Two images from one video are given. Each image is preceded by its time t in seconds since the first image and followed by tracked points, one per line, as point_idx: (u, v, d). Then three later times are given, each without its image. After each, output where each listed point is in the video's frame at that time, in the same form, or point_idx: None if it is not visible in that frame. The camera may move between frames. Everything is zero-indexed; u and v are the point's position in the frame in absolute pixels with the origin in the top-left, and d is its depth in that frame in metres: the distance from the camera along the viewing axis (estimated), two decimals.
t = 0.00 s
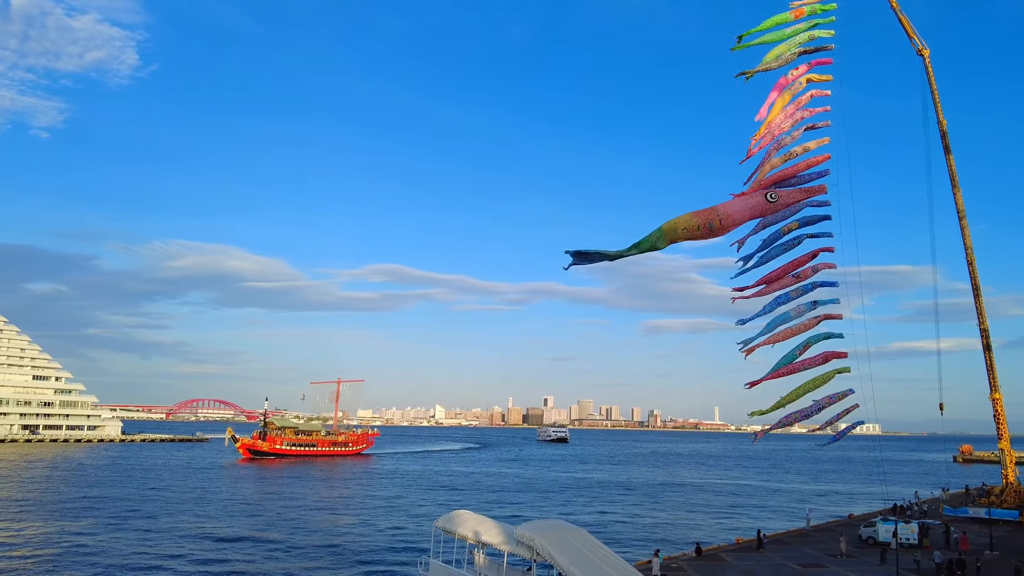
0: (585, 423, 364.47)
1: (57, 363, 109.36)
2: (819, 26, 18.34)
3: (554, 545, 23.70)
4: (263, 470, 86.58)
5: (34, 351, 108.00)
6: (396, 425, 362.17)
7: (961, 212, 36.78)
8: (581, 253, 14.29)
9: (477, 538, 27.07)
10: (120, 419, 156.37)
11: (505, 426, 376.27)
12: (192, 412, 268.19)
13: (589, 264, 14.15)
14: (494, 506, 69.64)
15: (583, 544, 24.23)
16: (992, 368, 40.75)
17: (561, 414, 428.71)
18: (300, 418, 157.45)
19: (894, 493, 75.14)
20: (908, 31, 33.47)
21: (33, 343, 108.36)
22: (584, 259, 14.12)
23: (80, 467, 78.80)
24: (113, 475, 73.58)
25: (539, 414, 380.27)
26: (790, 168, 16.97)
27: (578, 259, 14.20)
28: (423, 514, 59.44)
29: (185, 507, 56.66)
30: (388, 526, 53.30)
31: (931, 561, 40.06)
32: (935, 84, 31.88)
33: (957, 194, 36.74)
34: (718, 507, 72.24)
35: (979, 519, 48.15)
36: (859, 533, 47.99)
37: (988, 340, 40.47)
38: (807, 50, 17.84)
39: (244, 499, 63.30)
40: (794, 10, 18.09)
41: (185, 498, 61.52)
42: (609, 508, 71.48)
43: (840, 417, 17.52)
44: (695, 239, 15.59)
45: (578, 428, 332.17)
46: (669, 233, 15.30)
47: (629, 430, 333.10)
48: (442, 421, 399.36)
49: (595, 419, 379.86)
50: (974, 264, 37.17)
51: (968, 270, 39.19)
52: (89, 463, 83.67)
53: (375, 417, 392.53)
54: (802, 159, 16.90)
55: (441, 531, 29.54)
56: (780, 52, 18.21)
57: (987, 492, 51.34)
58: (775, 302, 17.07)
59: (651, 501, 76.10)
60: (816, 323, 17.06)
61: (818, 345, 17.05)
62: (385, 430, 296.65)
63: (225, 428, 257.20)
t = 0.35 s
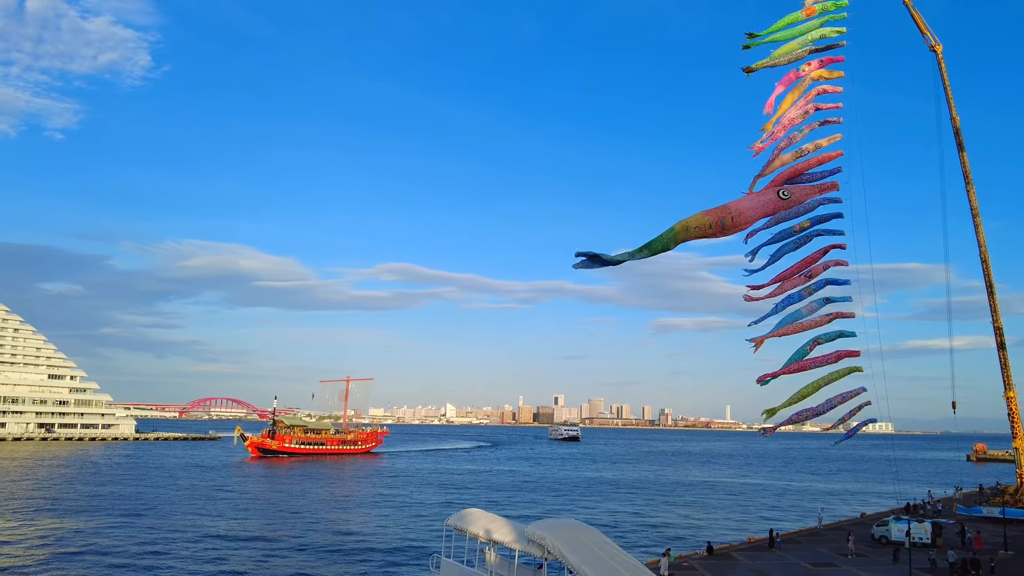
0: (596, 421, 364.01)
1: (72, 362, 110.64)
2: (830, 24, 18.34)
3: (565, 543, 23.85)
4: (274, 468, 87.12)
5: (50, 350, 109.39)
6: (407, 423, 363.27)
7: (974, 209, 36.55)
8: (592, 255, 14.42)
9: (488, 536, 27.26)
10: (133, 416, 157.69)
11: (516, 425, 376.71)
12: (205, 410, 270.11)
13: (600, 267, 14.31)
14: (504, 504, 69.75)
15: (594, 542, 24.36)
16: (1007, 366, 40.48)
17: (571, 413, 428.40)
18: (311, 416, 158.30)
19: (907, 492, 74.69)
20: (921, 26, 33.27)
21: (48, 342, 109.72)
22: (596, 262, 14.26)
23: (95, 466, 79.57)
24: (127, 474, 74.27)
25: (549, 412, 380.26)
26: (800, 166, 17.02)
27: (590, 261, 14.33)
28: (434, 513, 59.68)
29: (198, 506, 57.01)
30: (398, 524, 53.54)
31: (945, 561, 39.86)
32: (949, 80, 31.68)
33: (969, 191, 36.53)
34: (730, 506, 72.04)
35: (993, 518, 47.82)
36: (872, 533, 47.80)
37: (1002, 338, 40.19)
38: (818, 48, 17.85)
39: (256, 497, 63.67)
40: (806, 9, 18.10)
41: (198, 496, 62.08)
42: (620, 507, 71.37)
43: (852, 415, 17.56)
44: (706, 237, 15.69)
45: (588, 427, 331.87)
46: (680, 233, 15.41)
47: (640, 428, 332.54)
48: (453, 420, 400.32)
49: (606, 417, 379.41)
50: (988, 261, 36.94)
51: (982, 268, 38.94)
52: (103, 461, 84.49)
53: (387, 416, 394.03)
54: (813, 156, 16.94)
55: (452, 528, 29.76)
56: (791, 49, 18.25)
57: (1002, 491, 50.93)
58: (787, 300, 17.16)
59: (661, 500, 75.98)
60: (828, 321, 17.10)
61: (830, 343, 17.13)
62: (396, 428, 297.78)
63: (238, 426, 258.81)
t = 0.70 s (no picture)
0: (606, 420, 363.54)
1: (86, 362, 111.90)
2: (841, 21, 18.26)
3: (575, 541, 23.91)
4: (284, 467, 87.51)
5: (64, 350, 110.65)
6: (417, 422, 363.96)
7: (987, 206, 36.22)
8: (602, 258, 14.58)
9: (499, 535, 27.34)
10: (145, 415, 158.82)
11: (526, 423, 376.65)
12: (217, 409, 271.63)
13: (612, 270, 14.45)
14: (514, 502, 69.79)
15: (604, 541, 24.38)
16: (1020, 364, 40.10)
17: (581, 411, 427.82)
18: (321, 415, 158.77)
19: (920, 491, 74.17)
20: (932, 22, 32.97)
21: (62, 342, 110.95)
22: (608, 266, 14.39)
23: (107, 464, 80.20)
24: (139, 472, 74.78)
25: (559, 411, 380.05)
26: (811, 162, 16.99)
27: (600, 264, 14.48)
28: (443, 511, 59.84)
29: (209, 504, 57.43)
30: (408, 522, 53.68)
31: (958, 560, 39.56)
32: (960, 76, 31.43)
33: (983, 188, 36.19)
34: (740, 505, 71.77)
35: (1007, 518, 47.43)
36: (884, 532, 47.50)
37: (1016, 336, 39.81)
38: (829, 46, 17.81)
39: (266, 495, 64.05)
40: (817, 7, 18.07)
41: (209, 495, 62.50)
42: (630, 505, 71.29)
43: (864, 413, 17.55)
44: (717, 235, 15.69)
45: (599, 425, 331.51)
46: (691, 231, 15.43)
47: (650, 426, 331.83)
48: (463, 418, 400.91)
49: (616, 416, 378.67)
50: (1001, 259, 36.60)
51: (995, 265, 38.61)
52: (115, 460, 85.16)
53: (397, 415, 395.15)
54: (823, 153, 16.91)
55: (463, 527, 29.85)
56: (801, 47, 18.22)
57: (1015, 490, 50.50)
58: (798, 297, 17.18)
59: (671, 499, 75.76)
60: (840, 319, 17.10)
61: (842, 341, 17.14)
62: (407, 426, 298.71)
63: (251, 424, 260.93)
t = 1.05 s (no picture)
0: (615, 418, 363.40)
1: (98, 361, 112.98)
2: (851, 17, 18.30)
3: (584, 539, 24.04)
4: (292, 465, 88.01)
5: (76, 348, 111.84)
6: (426, 420, 364.97)
7: (999, 203, 36.07)
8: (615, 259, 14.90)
9: (508, 532, 27.51)
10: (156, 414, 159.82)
11: (535, 422, 376.74)
12: (228, 408, 273.45)
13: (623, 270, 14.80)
14: (522, 500, 69.98)
15: (614, 539, 24.48)
16: None
17: (590, 409, 427.55)
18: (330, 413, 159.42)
19: (931, 489, 73.84)
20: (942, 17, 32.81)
21: (75, 341, 112.16)
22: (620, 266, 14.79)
23: (120, 462, 81.00)
24: (151, 470, 75.48)
25: (568, 409, 379.90)
26: (820, 159, 17.06)
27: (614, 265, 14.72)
28: (452, 509, 60.12)
29: (220, 502, 57.86)
30: (418, 520, 53.99)
31: (969, 558, 39.46)
32: (970, 71, 31.26)
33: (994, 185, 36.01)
34: (750, 503, 71.66)
35: (1019, 516, 47.26)
36: (895, 530, 47.43)
37: None
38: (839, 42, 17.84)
39: (276, 494, 64.44)
40: (827, 5, 18.12)
41: (220, 492, 63.02)
42: (639, 503, 71.28)
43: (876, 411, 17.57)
44: (728, 233, 15.81)
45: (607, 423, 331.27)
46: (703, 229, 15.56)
47: (659, 425, 331.45)
48: (471, 417, 401.44)
49: (625, 415, 378.20)
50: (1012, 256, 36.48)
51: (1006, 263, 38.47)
52: (127, 458, 85.93)
53: (407, 413, 396.38)
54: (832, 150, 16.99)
55: (472, 524, 30.02)
56: (810, 44, 18.25)
57: None
58: (806, 293, 17.23)
59: (680, 497, 75.73)
60: (849, 316, 17.18)
61: (852, 338, 17.20)
62: (416, 425, 299.73)
63: (261, 423, 262.13)
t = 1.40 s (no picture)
0: (625, 417, 362.93)
1: (111, 360, 113.78)
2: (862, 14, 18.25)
3: (595, 538, 24.12)
4: (302, 464, 88.49)
5: (89, 348, 112.94)
6: (436, 418, 365.79)
7: (1011, 199, 35.79)
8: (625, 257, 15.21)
9: (519, 531, 27.63)
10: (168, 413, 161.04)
11: (544, 420, 376.74)
12: (239, 407, 275.08)
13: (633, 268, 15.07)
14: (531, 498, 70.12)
15: (625, 538, 24.54)
16: None
17: (600, 407, 426.88)
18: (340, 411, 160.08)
19: (944, 488, 73.38)
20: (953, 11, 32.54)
21: (88, 340, 113.24)
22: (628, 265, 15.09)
23: (132, 460, 81.78)
24: (162, 469, 76.13)
25: (578, 407, 379.65)
26: (832, 156, 17.05)
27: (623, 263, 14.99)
28: (461, 508, 60.28)
29: (231, 500, 58.33)
30: (427, 519, 54.22)
31: (982, 556, 39.26)
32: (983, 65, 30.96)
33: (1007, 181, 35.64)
34: (760, 501, 71.50)
35: None
36: (907, 529, 47.21)
37: None
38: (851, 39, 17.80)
39: (286, 492, 64.86)
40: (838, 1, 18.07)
41: (232, 491, 63.52)
42: (649, 501, 71.28)
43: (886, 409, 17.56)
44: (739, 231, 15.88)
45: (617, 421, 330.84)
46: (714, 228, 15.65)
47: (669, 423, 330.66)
48: (481, 415, 402.04)
49: (635, 413, 377.38)
50: None
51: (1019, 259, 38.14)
52: (139, 456, 86.71)
53: (417, 412, 397.18)
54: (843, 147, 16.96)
55: (483, 522, 30.18)
56: (821, 41, 18.24)
57: None
58: (817, 290, 17.24)
59: (690, 495, 75.63)
60: (860, 315, 17.17)
61: (863, 336, 17.20)
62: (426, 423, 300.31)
63: (271, 422, 263.45)
